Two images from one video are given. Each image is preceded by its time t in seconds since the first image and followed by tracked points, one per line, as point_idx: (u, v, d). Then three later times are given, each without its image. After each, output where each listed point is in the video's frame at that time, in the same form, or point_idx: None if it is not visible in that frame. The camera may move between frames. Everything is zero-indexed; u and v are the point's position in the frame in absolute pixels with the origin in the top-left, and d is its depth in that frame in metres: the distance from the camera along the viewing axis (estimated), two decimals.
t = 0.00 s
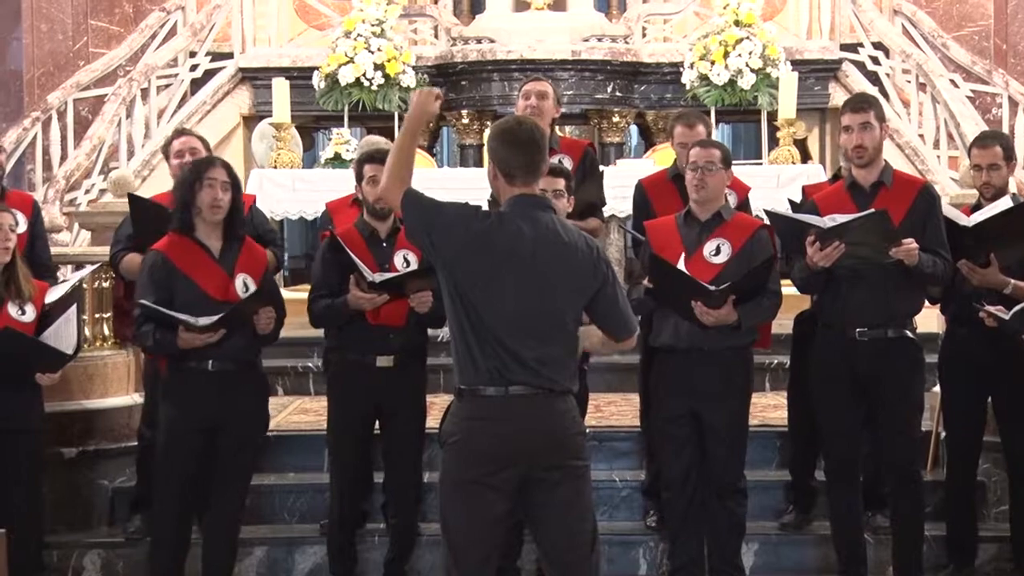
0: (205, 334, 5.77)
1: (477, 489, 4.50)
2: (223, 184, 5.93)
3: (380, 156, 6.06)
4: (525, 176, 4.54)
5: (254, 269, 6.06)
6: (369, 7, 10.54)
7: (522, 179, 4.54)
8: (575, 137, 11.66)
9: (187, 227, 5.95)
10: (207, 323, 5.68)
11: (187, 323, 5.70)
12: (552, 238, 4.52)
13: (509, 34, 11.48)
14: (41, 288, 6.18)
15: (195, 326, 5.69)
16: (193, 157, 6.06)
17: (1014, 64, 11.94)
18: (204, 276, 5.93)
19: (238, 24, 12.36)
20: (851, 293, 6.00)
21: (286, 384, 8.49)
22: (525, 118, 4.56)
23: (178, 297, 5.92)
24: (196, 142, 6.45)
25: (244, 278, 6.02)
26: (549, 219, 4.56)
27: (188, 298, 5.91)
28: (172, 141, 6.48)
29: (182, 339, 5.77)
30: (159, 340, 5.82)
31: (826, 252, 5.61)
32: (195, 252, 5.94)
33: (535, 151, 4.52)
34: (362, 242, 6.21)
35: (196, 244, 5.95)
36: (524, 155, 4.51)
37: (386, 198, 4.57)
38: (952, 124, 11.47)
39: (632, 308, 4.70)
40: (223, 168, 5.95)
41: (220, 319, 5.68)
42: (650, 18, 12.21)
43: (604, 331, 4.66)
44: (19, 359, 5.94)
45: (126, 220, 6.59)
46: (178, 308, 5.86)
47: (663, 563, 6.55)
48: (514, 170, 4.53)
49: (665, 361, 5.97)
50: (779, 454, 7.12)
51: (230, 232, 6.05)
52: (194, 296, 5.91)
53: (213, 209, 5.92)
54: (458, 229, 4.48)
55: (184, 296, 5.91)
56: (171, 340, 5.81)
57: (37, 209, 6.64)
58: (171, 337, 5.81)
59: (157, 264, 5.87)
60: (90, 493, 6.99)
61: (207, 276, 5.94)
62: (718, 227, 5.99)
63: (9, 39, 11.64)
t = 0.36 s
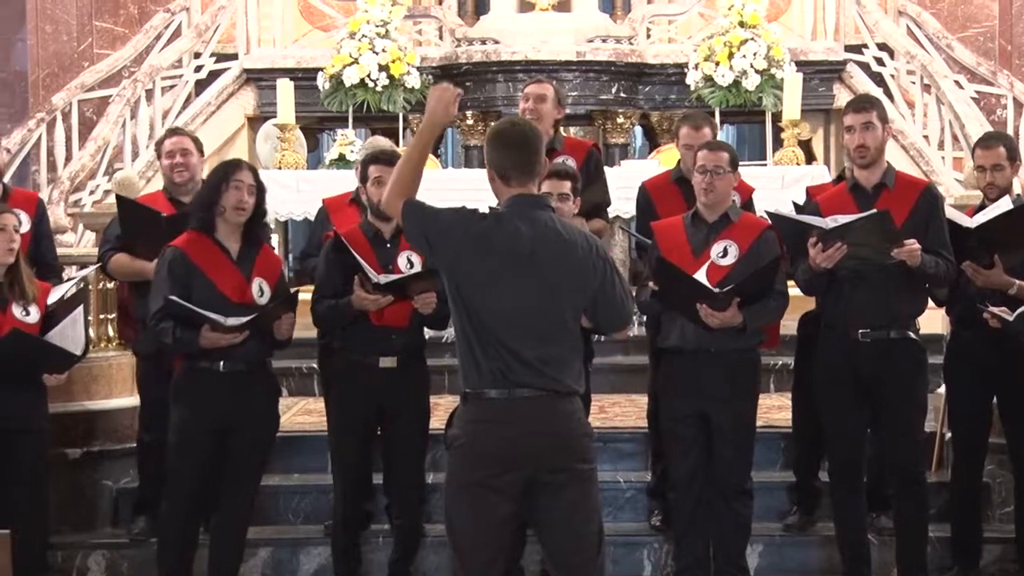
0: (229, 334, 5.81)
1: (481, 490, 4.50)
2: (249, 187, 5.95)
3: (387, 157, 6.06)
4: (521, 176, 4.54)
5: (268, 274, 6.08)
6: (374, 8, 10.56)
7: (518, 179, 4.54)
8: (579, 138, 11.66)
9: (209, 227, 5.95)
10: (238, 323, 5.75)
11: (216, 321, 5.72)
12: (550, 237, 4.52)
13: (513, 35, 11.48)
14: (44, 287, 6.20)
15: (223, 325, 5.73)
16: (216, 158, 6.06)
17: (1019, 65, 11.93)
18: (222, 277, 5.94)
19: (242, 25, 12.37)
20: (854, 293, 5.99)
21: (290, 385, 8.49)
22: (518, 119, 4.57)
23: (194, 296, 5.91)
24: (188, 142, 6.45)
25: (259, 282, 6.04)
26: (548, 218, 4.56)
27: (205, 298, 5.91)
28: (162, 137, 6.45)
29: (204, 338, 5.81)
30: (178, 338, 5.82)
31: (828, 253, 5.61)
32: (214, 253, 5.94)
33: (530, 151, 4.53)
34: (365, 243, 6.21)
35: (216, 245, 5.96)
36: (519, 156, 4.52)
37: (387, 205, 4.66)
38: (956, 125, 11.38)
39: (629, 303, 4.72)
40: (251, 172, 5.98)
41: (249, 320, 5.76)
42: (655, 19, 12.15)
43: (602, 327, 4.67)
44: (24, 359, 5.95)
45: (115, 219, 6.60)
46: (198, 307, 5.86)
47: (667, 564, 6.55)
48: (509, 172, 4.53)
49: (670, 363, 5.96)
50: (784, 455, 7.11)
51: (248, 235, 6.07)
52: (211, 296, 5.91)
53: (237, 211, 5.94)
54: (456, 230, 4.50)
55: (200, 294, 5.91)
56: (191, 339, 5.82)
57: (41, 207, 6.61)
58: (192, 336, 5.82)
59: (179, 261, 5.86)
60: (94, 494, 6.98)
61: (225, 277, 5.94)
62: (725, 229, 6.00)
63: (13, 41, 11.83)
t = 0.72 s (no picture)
0: (236, 334, 5.79)
1: (482, 491, 4.52)
2: (253, 191, 5.94)
3: (382, 158, 6.04)
4: (522, 174, 4.58)
5: (269, 276, 6.09)
6: (375, 9, 10.57)
7: (518, 178, 4.59)
8: (581, 139, 11.67)
9: (212, 231, 5.95)
10: (246, 322, 5.74)
11: (225, 322, 5.72)
12: (543, 239, 4.54)
13: (516, 36, 11.47)
14: (43, 289, 6.21)
15: (230, 325, 5.73)
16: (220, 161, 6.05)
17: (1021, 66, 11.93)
18: (222, 282, 5.94)
19: (245, 27, 12.41)
20: (855, 295, 5.99)
21: (292, 386, 8.50)
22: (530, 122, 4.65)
23: (195, 299, 5.92)
24: (169, 142, 6.45)
25: (260, 285, 6.04)
26: (542, 220, 4.58)
27: (207, 302, 5.92)
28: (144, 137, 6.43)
29: (211, 339, 5.81)
30: (182, 340, 5.82)
31: (831, 257, 5.60)
32: (216, 256, 5.95)
33: (533, 150, 4.59)
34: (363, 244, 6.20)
35: (218, 249, 5.96)
36: (518, 154, 4.58)
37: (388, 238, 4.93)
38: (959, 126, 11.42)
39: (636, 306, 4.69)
40: (254, 175, 5.96)
41: (260, 318, 5.74)
42: (657, 20, 12.10)
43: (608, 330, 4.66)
44: (26, 361, 5.95)
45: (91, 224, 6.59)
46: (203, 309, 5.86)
47: (670, 566, 6.55)
48: (504, 172, 4.59)
49: (672, 365, 5.96)
50: (786, 456, 7.11)
51: (251, 237, 6.06)
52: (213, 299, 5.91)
53: (243, 215, 5.94)
54: (448, 239, 4.58)
55: (200, 298, 5.92)
56: (196, 341, 5.81)
57: (45, 210, 6.63)
58: (197, 338, 5.81)
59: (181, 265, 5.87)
60: (96, 494, 7.00)
61: (226, 281, 5.95)
62: (728, 230, 6.00)
63: (16, 42, 11.66)
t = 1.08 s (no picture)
0: (230, 335, 5.79)
1: (484, 497, 4.58)
2: (243, 190, 5.94)
3: (380, 161, 6.05)
4: (527, 176, 4.63)
5: (267, 278, 6.08)
6: (378, 12, 10.56)
7: (523, 180, 4.63)
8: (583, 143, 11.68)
9: (207, 232, 5.96)
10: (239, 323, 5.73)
11: (217, 323, 5.72)
12: (530, 245, 4.57)
13: (518, 40, 11.52)
14: (45, 293, 6.21)
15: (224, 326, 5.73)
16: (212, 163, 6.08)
17: None
18: (220, 284, 5.95)
19: (247, 31, 12.37)
20: (856, 300, 5.99)
21: (294, 390, 8.48)
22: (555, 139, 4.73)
23: (192, 300, 5.93)
24: (153, 145, 6.46)
25: (258, 287, 6.04)
26: (533, 227, 4.61)
27: (205, 304, 5.93)
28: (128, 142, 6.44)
29: (206, 340, 5.80)
30: (180, 341, 5.81)
31: (836, 259, 5.62)
32: (214, 257, 5.96)
33: (545, 157, 4.64)
34: (361, 246, 6.20)
35: (215, 250, 5.97)
36: (527, 156, 4.64)
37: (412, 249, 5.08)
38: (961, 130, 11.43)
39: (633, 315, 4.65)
40: (242, 174, 5.97)
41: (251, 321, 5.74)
42: (659, 24, 12.13)
43: (602, 340, 4.62)
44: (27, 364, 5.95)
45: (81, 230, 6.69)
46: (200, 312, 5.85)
47: (671, 570, 6.54)
48: (513, 176, 4.65)
49: (674, 368, 5.96)
50: (787, 461, 7.10)
51: (248, 238, 6.07)
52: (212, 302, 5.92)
53: (234, 215, 5.94)
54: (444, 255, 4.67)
55: (197, 300, 5.93)
56: (193, 342, 5.81)
57: (51, 217, 6.63)
58: (194, 339, 5.81)
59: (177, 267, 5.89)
60: (98, 499, 7.00)
61: (223, 283, 5.95)
62: (728, 234, 5.99)
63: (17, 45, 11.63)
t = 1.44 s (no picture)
0: (214, 340, 5.79)
1: (490, 501, 4.69)
2: (228, 196, 5.93)
3: (375, 165, 6.06)
4: (518, 183, 4.73)
5: (262, 280, 6.07)
6: (378, 15, 10.48)
7: (513, 187, 4.73)
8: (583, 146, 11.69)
9: (198, 235, 5.97)
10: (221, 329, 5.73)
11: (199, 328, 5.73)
12: (529, 251, 4.66)
13: (518, 43, 11.46)
14: (43, 295, 6.22)
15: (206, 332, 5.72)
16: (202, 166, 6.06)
17: None
18: (212, 287, 5.95)
19: (248, 33, 12.37)
20: (857, 305, 6.00)
21: (293, 393, 8.49)
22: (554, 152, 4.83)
23: (185, 304, 5.95)
24: (156, 149, 6.44)
25: (252, 289, 6.03)
26: (530, 232, 4.70)
27: (196, 306, 5.93)
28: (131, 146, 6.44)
29: (190, 344, 5.80)
30: (167, 344, 5.85)
31: (838, 265, 5.62)
32: (205, 261, 5.96)
33: (540, 166, 4.75)
34: (357, 250, 6.20)
35: (207, 252, 5.98)
36: (521, 164, 4.75)
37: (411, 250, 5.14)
38: (960, 135, 11.54)
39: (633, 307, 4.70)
40: (227, 179, 5.94)
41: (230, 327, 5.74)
42: (659, 28, 12.17)
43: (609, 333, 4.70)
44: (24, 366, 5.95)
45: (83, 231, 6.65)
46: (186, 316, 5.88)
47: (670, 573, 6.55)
48: (505, 184, 4.75)
49: (673, 371, 5.96)
50: (784, 465, 7.10)
51: (241, 241, 6.08)
52: (203, 305, 5.93)
53: (218, 220, 5.93)
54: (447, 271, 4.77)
55: (190, 304, 5.94)
56: (179, 345, 5.83)
57: (52, 222, 6.62)
58: (180, 342, 5.83)
59: (168, 270, 5.92)
60: (98, 501, 6.99)
61: (215, 287, 5.96)
62: (725, 238, 6.00)
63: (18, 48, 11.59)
